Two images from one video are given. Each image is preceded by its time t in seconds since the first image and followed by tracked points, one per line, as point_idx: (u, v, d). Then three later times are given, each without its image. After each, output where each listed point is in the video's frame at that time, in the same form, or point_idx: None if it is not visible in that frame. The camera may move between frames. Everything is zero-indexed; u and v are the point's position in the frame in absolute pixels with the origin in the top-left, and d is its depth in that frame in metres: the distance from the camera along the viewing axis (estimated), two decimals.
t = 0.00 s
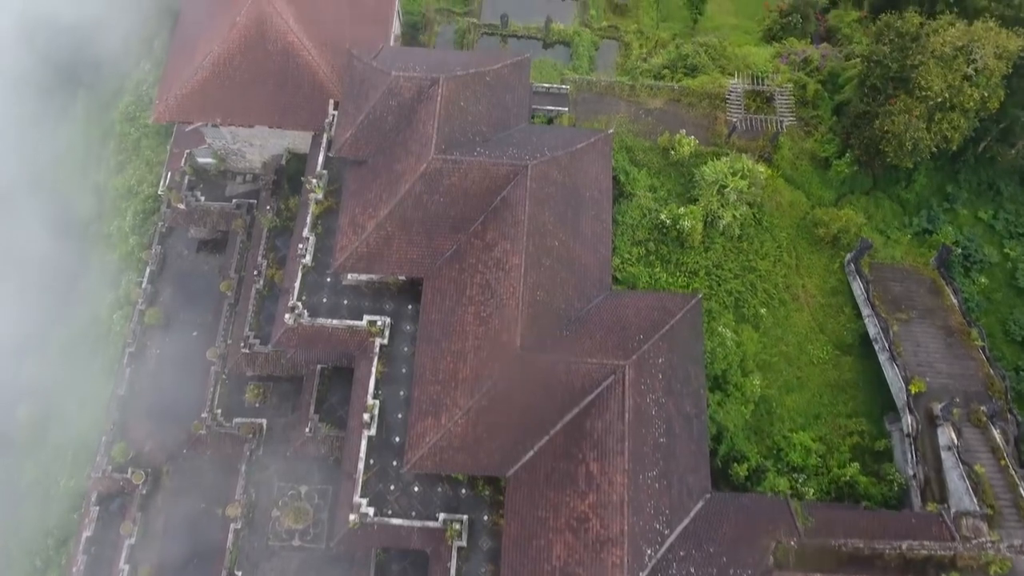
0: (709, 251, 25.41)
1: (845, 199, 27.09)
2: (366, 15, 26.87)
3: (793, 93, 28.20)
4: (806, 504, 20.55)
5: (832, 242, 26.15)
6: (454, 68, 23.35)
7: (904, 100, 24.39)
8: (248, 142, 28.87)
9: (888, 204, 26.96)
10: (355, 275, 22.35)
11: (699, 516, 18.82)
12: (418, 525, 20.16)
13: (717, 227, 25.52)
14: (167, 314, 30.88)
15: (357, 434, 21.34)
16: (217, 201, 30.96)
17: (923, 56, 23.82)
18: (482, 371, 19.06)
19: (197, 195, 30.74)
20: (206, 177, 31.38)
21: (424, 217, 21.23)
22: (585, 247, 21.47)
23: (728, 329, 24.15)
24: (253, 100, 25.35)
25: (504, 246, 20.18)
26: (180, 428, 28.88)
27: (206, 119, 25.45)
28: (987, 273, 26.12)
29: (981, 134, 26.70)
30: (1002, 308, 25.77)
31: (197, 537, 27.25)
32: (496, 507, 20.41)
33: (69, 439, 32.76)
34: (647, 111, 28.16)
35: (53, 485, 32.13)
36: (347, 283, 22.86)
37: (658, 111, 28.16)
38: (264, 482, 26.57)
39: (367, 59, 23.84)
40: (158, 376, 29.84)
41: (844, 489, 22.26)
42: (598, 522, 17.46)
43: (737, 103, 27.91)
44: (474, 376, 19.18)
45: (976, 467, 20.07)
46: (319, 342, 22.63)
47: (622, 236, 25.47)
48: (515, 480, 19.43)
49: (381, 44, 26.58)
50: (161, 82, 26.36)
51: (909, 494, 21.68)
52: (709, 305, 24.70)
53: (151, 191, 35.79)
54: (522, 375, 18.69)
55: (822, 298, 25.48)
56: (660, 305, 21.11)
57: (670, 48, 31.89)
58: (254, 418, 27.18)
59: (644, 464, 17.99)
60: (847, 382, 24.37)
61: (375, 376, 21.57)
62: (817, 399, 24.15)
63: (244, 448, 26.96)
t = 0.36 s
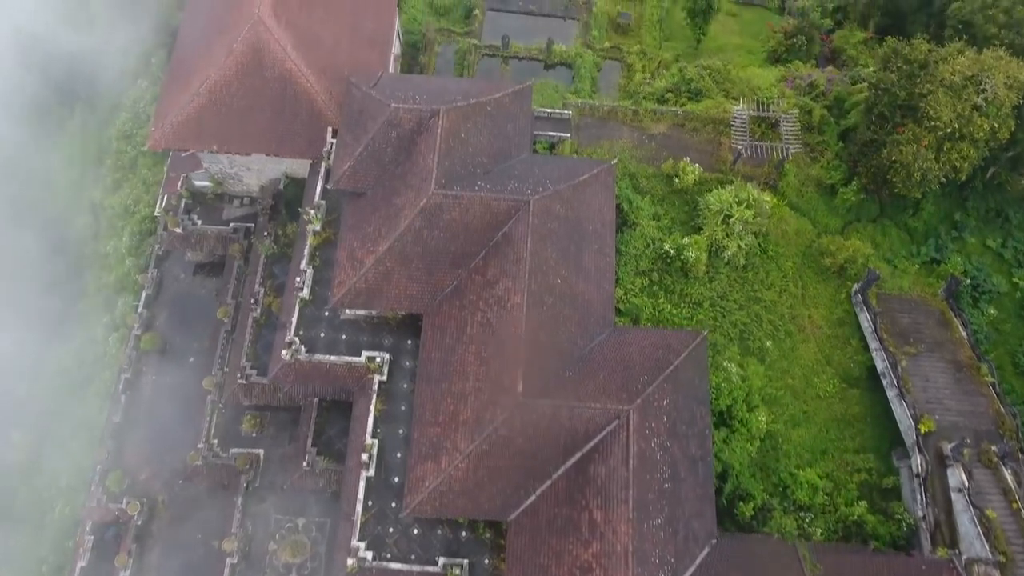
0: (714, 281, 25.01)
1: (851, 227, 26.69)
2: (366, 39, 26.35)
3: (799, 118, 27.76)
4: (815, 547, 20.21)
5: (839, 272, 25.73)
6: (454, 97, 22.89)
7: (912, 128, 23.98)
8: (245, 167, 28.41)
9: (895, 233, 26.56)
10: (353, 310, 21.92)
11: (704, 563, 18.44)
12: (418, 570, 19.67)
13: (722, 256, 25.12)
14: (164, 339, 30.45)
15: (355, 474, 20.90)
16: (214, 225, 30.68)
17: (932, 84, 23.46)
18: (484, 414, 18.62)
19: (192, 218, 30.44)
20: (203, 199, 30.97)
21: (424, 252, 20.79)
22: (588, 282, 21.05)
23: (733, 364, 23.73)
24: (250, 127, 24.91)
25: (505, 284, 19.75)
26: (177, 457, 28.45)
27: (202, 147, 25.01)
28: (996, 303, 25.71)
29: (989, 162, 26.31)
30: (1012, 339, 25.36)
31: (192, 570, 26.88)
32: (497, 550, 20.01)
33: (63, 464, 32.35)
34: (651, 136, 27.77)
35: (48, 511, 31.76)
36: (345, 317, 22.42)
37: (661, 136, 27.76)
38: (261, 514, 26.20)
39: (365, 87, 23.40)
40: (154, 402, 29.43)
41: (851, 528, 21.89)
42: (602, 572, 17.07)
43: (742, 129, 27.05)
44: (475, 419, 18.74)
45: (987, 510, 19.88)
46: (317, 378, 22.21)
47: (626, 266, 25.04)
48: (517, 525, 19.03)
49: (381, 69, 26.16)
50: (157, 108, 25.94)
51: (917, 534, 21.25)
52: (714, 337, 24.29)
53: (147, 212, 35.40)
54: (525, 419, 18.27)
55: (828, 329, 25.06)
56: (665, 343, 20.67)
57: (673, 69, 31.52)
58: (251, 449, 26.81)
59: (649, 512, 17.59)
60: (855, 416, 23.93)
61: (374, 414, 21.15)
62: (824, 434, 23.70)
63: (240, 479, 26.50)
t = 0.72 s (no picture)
0: (719, 311, 24.65)
1: (857, 253, 26.32)
2: (365, 65, 26.20)
3: (804, 142, 27.39)
4: None
5: (844, 301, 25.34)
6: (454, 126, 22.53)
7: (920, 156, 23.59)
8: (242, 191, 28.02)
9: (902, 259, 26.21)
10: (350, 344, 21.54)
11: None
12: None
13: (726, 285, 24.74)
14: (160, 364, 30.05)
15: (352, 512, 20.50)
16: (212, 248, 30.35)
17: (940, 112, 23.10)
18: (484, 456, 18.24)
19: (189, 242, 30.10)
20: (200, 223, 30.69)
21: (423, 286, 20.41)
22: (591, 317, 20.66)
23: (738, 396, 23.35)
24: (247, 154, 24.47)
25: (506, 320, 19.37)
26: (172, 485, 27.99)
27: (198, 174, 24.53)
28: (1005, 332, 25.32)
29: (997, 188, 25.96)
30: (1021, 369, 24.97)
31: None
32: None
33: (59, 489, 32.04)
34: (653, 161, 27.40)
35: (42, 536, 31.38)
36: (343, 351, 22.05)
37: (664, 161, 27.41)
38: (258, 546, 25.73)
39: (364, 115, 23.03)
40: (150, 429, 29.03)
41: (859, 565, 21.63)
42: None
43: (745, 154, 27.20)
44: (475, 460, 18.34)
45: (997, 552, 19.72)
46: (314, 413, 21.83)
47: (629, 295, 24.64)
48: (518, 567, 18.66)
49: (379, 96, 25.92)
50: (153, 135, 25.55)
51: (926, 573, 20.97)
52: (718, 368, 23.91)
53: (144, 232, 35.04)
54: (526, 461, 17.91)
55: (834, 359, 24.67)
56: (670, 380, 20.31)
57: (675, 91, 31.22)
58: (248, 478, 26.35)
59: (653, 558, 17.26)
60: (862, 448, 23.52)
61: (372, 451, 20.77)
62: (831, 468, 23.26)
63: (237, 509, 26.16)
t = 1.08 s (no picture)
0: (724, 346, 24.20)
1: (864, 285, 25.91)
2: (363, 93, 25.66)
3: (809, 172, 26.95)
4: None
5: (852, 335, 24.88)
6: (455, 160, 22.05)
7: (928, 190, 23.17)
8: (240, 220, 27.62)
9: (910, 291, 25.82)
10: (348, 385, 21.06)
11: None
12: None
13: (731, 320, 24.31)
14: (156, 393, 29.62)
15: (349, 558, 20.03)
16: (208, 276, 29.90)
17: (949, 146, 22.72)
18: (485, 506, 17.77)
19: (186, 269, 29.66)
20: (198, 250, 30.27)
21: (423, 327, 19.95)
22: (594, 358, 20.23)
23: (744, 436, 22.92)
24: (244, 186, 24.06)
25: (507, 365, 18.93)
26: (167, 518, 27.55)
27: (194, 207, 24.11)
28: (1016, 367, 24.88)
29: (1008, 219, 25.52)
30: None
31: None
32: None
33: (54, 518, 31.64)
34: (657, 190, 26.95)
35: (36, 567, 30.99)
36: (341, 391, 21.62)
37: (668, 190, 26.95)
38: None
39: (363, 148, 22.57)
40: (145, 460, 28.56)
41: None
42: None
43: (752, 184, 26.16)
44: (475, 510, 17.87)
45: None
46: (311, 454, 21.37)
47: (632, 329, 24.22)
48: None
49: (379, 126, 25.39)
50: (148, 166, 25.11)
51: None
52: (723, 406, 23.47)
53: (140, 256, 34.52)
54: (527, 512, 17.46)
55: (842, 395, 24.22)
56: (676, 425, 19.87)
57: (679, 118, 30.87)
58: (243, 513, 25.98)
59: None
60: (870, 488, 23.07)
61: (370, 495, 20.30)
62: (839, 509, 22.81)
63: (233, 546, 25.76)
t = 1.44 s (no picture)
0: (729, 378, 23.79)
1: (870, 315, 25.51)
2: (362, 119, 25.18)
3: (815, 199, 26.53)
4: None
5: (859, 366, 24.47)
6: (455, 192, 21.62)
7: (937, 221, 22.78)
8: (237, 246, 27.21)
9: (917, 320, 25.46)
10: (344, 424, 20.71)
11: None
12: None
13: (736, 351, 23.88)
14: (152, 419, 29.20)
15: None
16: (205, 301, 29.59)
17: (958, 176, 22.41)
18: (486, 553, 17.36)
19: (183, 294, 29.36)
20: (195, 274, 29.92)
21: (422, 365, 19.53)
22: (598, 396, 19.82)
23: (750, 472, 22.52)
24: (240, 216, 23.66)
25: (509, 405, 18.52)
26: (163, 548, 27.19)
27: (190, 236, 23.72)
28: None
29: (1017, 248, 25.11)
30: None
31: None
32: None
33: (49, 544, 31.21)
34: (660, 218, 26.55)
35: None
36: (338, 428, 21.21)
37: (671, 218, 26.56)
38: None
39: (362, 178, 22.15)
40: (140, 488, 28.16)
41: None
42: None
43: (756, 212, 26.15)
44: (476, 556, 17.46)
45: None
46: (308, 492, 20.89)
47: (636, 361, 23.81)
48: None
49: (378, 153, 24.90)
50: (143, 193, 24.66)
51: None
52: (729, 440, 23.00)
53: (137, 278, 34.06)
54: (530, 560, 17.08)
55: (849, 428, 23.82)
56: (681, 465, 19.44)
57: (682, 141, 30.53)
58: (240, 544, 25.53)
59: None
60: (878, 524, 22.67)
61: (369, 535, 19.87)
62: (847, 546, 22.42)
63: None
